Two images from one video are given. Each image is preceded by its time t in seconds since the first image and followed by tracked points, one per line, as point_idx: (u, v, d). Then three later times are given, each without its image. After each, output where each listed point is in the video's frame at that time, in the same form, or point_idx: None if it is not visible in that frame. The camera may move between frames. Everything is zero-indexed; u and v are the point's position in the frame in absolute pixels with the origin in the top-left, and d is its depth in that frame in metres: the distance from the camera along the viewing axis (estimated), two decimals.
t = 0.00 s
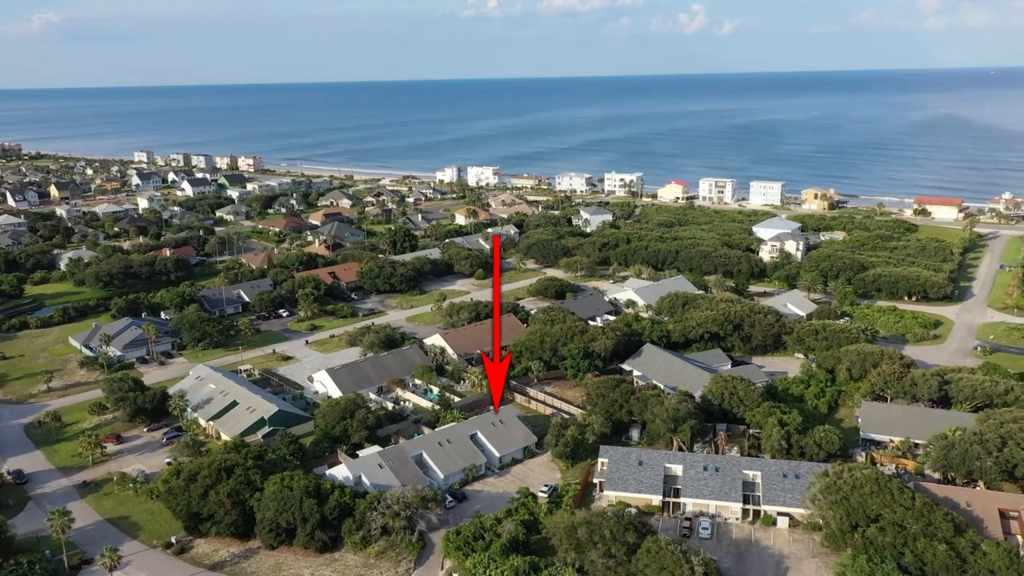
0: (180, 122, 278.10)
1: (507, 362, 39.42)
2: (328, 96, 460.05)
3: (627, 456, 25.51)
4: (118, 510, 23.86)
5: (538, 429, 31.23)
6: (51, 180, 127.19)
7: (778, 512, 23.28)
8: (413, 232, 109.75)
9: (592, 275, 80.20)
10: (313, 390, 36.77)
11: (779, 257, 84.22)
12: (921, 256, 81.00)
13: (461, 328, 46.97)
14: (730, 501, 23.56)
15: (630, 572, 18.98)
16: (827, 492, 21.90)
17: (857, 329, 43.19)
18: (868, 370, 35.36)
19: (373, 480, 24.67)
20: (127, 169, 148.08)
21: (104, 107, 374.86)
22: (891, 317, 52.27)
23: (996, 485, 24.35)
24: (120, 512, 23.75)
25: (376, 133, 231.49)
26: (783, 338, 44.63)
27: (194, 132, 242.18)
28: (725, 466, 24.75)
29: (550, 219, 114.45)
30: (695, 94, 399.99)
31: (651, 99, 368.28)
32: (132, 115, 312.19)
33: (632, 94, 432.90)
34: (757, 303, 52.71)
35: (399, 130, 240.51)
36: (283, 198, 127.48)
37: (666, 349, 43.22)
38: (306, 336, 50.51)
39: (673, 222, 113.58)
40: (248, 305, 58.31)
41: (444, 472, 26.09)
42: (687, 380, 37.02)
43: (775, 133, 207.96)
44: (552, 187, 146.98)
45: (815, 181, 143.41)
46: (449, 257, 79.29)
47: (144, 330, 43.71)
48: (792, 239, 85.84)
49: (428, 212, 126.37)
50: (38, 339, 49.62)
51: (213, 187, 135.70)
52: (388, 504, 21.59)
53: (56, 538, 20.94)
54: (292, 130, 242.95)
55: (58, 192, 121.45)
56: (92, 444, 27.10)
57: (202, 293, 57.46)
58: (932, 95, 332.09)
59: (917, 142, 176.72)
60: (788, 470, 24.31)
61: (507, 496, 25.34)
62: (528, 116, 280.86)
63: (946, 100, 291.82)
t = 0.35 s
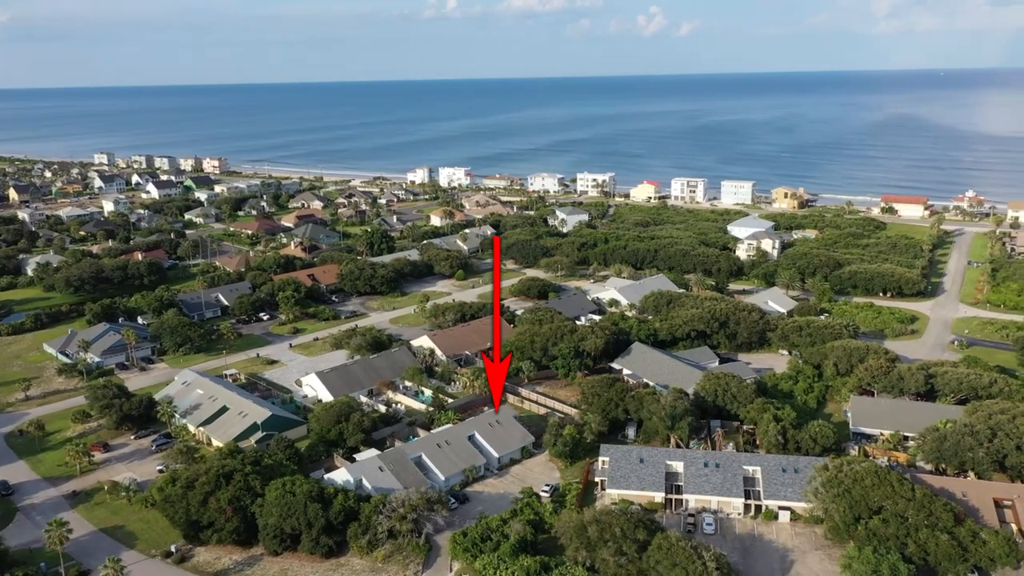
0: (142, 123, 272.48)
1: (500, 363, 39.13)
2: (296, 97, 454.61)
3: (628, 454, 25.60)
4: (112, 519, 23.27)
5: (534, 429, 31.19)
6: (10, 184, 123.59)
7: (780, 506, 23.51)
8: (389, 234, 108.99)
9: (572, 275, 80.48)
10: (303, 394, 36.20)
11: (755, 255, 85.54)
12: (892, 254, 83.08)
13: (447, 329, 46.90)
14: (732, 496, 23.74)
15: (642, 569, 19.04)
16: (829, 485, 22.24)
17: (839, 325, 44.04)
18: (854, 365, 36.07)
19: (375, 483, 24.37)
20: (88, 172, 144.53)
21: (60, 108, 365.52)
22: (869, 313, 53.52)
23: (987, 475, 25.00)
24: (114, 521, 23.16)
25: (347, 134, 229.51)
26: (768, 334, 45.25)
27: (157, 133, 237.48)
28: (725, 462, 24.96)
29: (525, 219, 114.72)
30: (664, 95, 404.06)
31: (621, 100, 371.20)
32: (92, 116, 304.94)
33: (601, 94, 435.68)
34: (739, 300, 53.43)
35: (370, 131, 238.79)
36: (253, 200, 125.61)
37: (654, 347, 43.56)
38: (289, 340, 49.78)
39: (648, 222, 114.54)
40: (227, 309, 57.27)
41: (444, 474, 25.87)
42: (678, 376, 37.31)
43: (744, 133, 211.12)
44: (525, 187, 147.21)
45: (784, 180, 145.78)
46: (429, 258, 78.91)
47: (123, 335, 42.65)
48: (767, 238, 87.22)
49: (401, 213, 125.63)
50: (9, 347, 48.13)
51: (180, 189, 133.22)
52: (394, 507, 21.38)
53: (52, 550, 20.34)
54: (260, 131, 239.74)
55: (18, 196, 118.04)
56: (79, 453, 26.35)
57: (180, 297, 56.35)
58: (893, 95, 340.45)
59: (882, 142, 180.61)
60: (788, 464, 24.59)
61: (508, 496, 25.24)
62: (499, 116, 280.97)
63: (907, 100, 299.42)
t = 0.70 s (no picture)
0: (112, 124, 267.58)
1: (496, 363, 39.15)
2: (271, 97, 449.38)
3: (635, 453, 25.67)
4: (115, 528, 22.78)
5: (536, 429, 31.16)
6: None
7: (787, 502, 23.70)
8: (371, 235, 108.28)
9: (559, 275, 80.64)
10: (299, 397, 35.76)
11: (739, 254, 86.52)
12: (874, 253, 84.52)
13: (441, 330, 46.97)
14: (739, 493, 23.88)
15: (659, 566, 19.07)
16: (837, 480, 22.46)
17: (830, 322, 44.63)
18: (849, 362, 36.52)
19: (383, 486, 24.12)
20: (58, 174, 141.43)
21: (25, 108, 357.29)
22: (856, 310, 54.42)
23: (989, 468, 25.40)
24: (117, 529, 22.68)
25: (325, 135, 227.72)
26: (761, 333, 45.71)
27: (128, 135, 233.40)
28: (731, 459, 25.13)
29: (508, 220, 114.69)
30: (640, 96, 406.48)
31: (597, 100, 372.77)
32: (60, 118, 298.73)
33: (578, 95, 437.10)
34: (729, 299, 53.91)
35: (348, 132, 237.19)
36: (230, 202, 123.92)
37: (649, 346, 43.78)
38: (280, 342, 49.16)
39: (631, 221, 115.09)
40: (213, 312, 56.37)
41: (451, 476, 25.70)
42: (676, 375, 37.54)
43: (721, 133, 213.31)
44: (504, 188, 147.13)
45: (763, 180, 147.39)
46: (414, 259, 78.51)
47: (111, 340, 41.79)
48: (751, 237, 88.21)
49: (382, 214, 124.85)
50: None
51: (154, 191, 130.99)
52: (406, 510, 21.19)
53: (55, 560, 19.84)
54: (234, 132, 236.78)
55: None
56: (76, 460, 25.71)
57: (166, 301, 55.34)
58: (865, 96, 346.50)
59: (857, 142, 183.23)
60: (793, 461, 24.84)
61: (516, 497, 25.17)
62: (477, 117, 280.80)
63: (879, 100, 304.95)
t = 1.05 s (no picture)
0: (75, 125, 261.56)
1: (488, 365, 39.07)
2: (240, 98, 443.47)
3: (639, 451, 25.77)
4: (115, 537, 22.22)
5: (536, 430, 31.14)
6: None
7: (792, 497, 23.95)
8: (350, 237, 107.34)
9: (542, 275, 80.79)
10: (292, 401, 35.23)
11: (721, 253, 87.72)
12: (851, 251, 86.18)
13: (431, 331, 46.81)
14: (745, 489, 24.11)
15: (675, 562, 19.17)
16: (843, 474, 22.76)
17: (817, 320, 45.34)
18: (839, 358, 37.10)
19: (390, 489, 23.86)
20: (21, 177, 137.73)
21: None
22: (839, 307, 55.51)
23: (984, 459, 25.98)
24: (117, 539, 22.13)
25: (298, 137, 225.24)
26: (750, 331, 46.26)
27: (93, 136, 228.34)
28: (735, 456, 25.34)
29: (487, 220, 114.59)
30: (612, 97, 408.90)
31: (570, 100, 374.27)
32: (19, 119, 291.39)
33: (550, 95, 438.10)
34: (715, 297, 54.47)
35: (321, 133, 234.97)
36: (202, 205, 121.81)
37: (640, 345, 44.06)
38: (267, 346, 48.40)
39: (610, 221, 115.66)
40: (196, 316, 55.28)
41: (456, 478, 25.52)
42: (670, 373, 37.80)
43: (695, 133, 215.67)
44: (480, 189, 146.84)
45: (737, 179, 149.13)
46: (397, 261, 78.01)
47: (94, 346, 40.74)
48: (732, 236, 89.49)
49: (358, 216, 123.79)
50: None
51: (122, 194, 128.10)
52: (417, 513, 21.01)
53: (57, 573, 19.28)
54: (203, 134, 233.00)
55: None
56: (70, 469, 25.02)
57: (147, 305, 54.14)
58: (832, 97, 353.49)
59: (828, 142, 186.31)
60: (796, 456, 25.12)
61: (522, 498, 25.10)
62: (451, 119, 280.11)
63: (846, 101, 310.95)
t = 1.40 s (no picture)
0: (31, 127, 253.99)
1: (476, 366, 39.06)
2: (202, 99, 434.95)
3: (637, 449, 25.94)
4: (109, 549, 21.66)
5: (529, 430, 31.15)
6: None
7: (789, 491, 24.29)
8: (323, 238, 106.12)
9: (520, 276, 80.86)
10: (281, 406, 34.62)
11: (697, 252, 89.06)
12: (822, 249, 88.07)
13: (416, 333, 46.51)
14: (743, 484, 24.42)
15: (683, 558, 19.28)
16: (840, 467, 23.18)
17: (797, 316, 46.18)
18: (824, 354, 38.01)
19: (390, 493, 23.61)
20: None
21: None
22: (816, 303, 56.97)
23: (971, 449, 26.71)
24: (111, 551, 21.55)
25: (265, 138, 222.13)
26: (733, 328, 46.91)
27: (50, 138, 221.99)
28: (732, 452, 25.64)
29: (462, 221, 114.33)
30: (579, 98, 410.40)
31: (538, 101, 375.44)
32: None
33: (518, 96, 438.51)
34: (696, 295, 55.15)
35: (289, 134, 231.91)
36: (168, 208, 119.20)
37: (626, 344, 44.37)
38: (248, 350, 47.57)
39: (584, 221, 116.21)
40: (172, 321, 54.06)
41: (456, 479, 25.37)
42: (659, 371, 38.06)
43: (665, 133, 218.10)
44: (451, 189, 146.32)
45: (707, 179, 150.87)
46: (375, 262, 77.34)
47: (70, 352, 39.62)
48: (707, 234, 90.88)
49: (329, 217, 122.42)
50: None
51: (83, 198, 124.70)
52: (422, 515, 20.88)
53: None
54: (165, 135, 228.25)
55: None
56: (58, 480, 24.36)
57: (121, 311, 52.79)
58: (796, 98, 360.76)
59: (794, 142, 189.66)
60: (791, 450, 25.52)
61: (522, 498, 25.06)
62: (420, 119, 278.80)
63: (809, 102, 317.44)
